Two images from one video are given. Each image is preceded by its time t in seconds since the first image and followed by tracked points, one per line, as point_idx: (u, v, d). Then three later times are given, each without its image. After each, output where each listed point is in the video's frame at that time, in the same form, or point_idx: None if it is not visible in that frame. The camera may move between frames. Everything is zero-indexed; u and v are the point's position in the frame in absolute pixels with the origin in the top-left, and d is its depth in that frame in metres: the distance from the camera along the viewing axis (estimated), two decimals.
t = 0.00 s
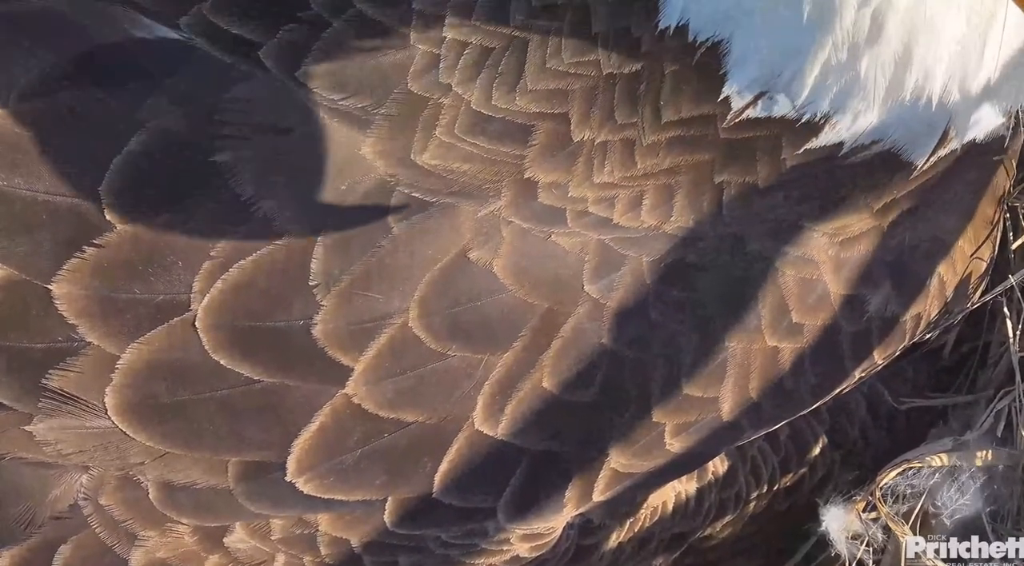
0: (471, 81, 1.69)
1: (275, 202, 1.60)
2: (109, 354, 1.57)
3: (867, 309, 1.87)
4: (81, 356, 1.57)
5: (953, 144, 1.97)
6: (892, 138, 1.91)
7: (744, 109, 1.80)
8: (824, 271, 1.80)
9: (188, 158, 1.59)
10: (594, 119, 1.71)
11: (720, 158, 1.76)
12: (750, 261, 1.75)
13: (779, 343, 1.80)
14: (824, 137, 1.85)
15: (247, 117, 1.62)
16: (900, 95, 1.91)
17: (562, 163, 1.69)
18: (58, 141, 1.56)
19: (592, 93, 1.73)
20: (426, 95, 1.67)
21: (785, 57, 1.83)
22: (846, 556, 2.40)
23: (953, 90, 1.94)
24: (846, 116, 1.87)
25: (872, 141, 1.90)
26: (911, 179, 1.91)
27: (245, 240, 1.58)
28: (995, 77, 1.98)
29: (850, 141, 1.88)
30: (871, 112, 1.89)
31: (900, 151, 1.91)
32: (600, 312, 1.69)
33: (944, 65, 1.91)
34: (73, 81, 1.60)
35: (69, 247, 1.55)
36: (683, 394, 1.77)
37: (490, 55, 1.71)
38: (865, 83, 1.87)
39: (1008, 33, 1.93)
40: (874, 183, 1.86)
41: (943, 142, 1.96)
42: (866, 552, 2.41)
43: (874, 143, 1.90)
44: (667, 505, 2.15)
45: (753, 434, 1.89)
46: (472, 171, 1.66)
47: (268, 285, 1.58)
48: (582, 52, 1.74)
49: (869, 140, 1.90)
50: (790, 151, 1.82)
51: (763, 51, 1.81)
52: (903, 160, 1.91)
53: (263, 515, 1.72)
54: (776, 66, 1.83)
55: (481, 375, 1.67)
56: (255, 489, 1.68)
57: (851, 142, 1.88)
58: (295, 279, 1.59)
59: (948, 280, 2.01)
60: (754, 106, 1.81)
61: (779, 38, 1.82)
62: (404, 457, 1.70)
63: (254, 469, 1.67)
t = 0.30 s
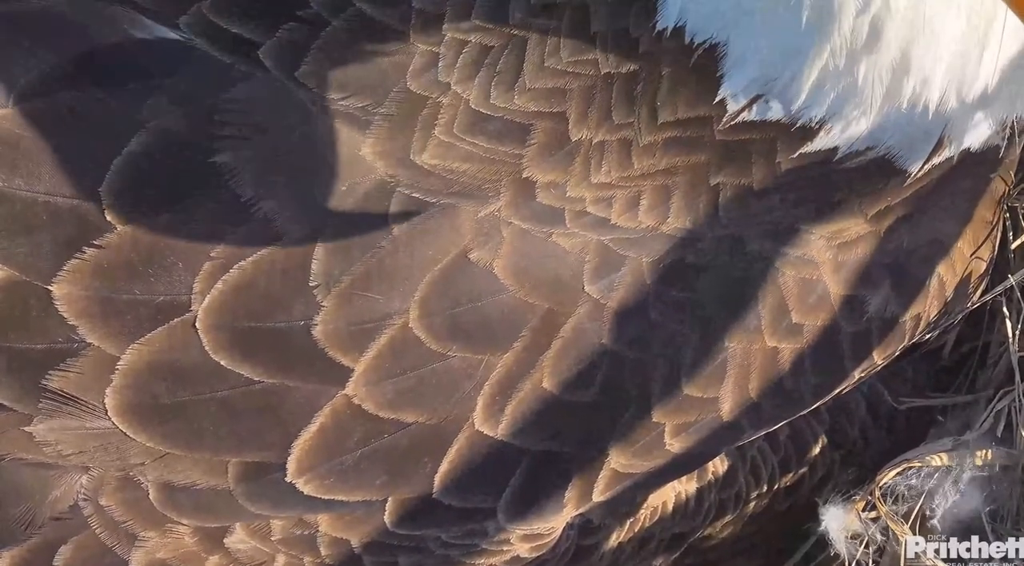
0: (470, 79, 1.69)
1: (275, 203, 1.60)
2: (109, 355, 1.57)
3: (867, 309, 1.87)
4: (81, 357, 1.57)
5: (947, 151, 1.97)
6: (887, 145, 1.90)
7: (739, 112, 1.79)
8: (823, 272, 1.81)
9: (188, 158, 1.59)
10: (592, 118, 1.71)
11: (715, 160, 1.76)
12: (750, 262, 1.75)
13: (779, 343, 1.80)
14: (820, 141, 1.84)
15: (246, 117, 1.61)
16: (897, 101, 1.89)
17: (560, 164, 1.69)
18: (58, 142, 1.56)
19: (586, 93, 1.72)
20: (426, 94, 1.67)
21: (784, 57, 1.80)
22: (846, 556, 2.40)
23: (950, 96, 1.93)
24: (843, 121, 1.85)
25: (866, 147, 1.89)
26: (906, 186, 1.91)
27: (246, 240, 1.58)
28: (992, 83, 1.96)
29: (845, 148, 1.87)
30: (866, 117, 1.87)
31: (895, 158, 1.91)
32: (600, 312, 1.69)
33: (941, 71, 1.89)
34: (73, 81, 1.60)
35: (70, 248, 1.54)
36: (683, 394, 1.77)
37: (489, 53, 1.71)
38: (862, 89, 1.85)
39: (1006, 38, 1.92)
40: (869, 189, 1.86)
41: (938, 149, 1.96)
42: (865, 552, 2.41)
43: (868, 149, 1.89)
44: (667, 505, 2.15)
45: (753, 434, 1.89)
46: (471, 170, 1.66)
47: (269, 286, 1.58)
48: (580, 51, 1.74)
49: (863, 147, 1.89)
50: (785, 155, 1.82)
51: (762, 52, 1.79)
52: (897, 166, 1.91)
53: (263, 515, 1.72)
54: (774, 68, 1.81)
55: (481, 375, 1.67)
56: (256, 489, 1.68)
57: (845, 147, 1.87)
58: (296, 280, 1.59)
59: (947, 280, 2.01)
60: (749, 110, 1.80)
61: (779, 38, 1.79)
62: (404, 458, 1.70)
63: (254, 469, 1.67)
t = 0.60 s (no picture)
0: (470, 78, 1.69)
1: (276, 203, 1.60)
2: (110, 356, 1.57)
3: (867, 309, 1.87)
4: (81, 358, 1.57)
5: (943, 155, 1.95)
6: (885, 147, 1.88)
7: (738, 112, 1.79)
8: (823, 272, 1.81)
9: (188, 158, 1.59)
10: (591, 117, 1.71)
11: (713, 160, 1.76)
12: (750, 262, 1.75)
13: (780, 344, 1.80)
14: (818, 143, 1.83)
15: (246, 118, 1.61)
16: (896, 102, 1.87)
17: (559, 163, 1.68)
18: (57, 142, 1.56)
19: (585, 93, 1.72)
20: (426, 92, 1.67)
21: (784, 57, 1.79)
22: (846, 555, 2.40)
23: (951, 97, 1.91)
24: (841, 123, 1.84)
25: (864, 148, 1.87)
26: (903, 189, 1.90)
27: (246, 241, 1.58)
28: (993, 84, 1.94)
29: (842, 150, 1.86)
30: (865, 119, 1.85)
31: (892, 160, 1.89)
32: (601, 312, 1.69)
33: (942, 72, 1.87)
34: (73, 82, 1.59)
35: (70, 249, 1.54)
36: (683, 394, 1.77)
37: (489, 52, 1.71)
38: (862, 90, 1.83)
39: (1005, 40, 1.90)
40: (869, 190, 1.86)
41: (935, 153, 1.94)
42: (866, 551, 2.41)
43: (866, 151, 1.88)
44: (667, 505, 2.15)
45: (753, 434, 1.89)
46: (471, 169, 1.66)
47: (269, 287, 1.58)
48: (579, 50, 1.73)
49: (861, 148, 1.87)
50: (783, 156, 1.81)
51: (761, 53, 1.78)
52: (895, 168, 1.89)
53: (264, 516, 1.72)
54: (773, 69, 1.79)
55: (482, 376, 1.68)
56: (257, 489, 1.68)
57: (843, 149, 1.86)
58: (297, 281, 1.59)
59: (947, 280, 2.01)
60: (748, 110, 1.79)
61: (779, 38, 1.78)
62: (405, 458, 1.70)
63: (255, 470, 1.67)
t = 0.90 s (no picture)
0: (471, 77, 1.68)
1: (277, 204, 1.60)
2: (110, 357, 1.57)
3: (867, 310, 1.87)
4: (82, 359, 1.57)
5: (941, 158, 1.94)
6: (883, 150, 1.88)
7: (736, 113, 1.78)
8: (824, 272, 1.81)
9: (188, 159, 1.58)
10: (591, 117, 1.71)
11: (712, 161, 1.76)
12: (750, 262, 1.75)
13: (780, 344, 1.80)
14: (815, 145, 1.83)
15: (246, 118, 1.61)
16: (895, 105, 1.86)
17: (559, 163, 1.68)
18: (57, 143, 1.56)
19: (585, 92, 1.72)
20: (426, 91, 1.67)
21: (784, 58, 1.78)
22: (846, 555, 2.41)
23: (951, 100, 1.90)
24: (839, 125, 1.83)
25: (862, 151, 1.86)
26: (900, 193, 1.89)
27: (246, 241, 1.58)
28: (994, 87, 1.93)
29: (840, 153, 1.85)
30: (863, 122, 1.85)
31: (889, 164, 1.88)
32: (601, 312, 1.69)
33: (942, 76, 1.86)
34: (72, 81, 1.59)
35: (70, 249, 1.54)
36: (683, 394, 1.77)
37: (489, 51, 1.71)
38: (861, 94, 1.82)
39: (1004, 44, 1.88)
40: (869, 190, 1.86)
41: (932, 156, 1.93)
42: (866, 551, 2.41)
43: (864, 153, 1.87)
44: (667, 505, 2.15)
45: (754, 434, 1.89)
46: (471, 169, 1.66)
47: (270, 288, 1.58)
48: (579, 49, 1.73)
49: (859, 150, 1.86)
50: (780, 157, 1.80)
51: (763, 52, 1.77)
52: (891, 172, 1.89)
53: (264, 517, 1.72)
54: (773, 70, 1.78)
55: (482, 376, 1.68)
56: (257, 490, 1.68)
57: (841, 151, 1.85)
58: (297, 282, 1.59)
59: (947, 281, 2.00)
60: (747, 111, 1.79)
61: (779, 39, 1.77)
62: (405, 459, 1.70)
63: (255, 470, 1.67)
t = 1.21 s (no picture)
0: (472, 77, 1.68)
1: (277, 203, 1.60)
2: (110, 356, 1.57)
3: (868, 311, 1.87)
4: (82, 358, 1.57)
5: (938, 165, 1.94)
6: (881, 155, 1.87)
7: (735, 116, 1.78)
8: (824, 273, 1.81)
9: (188, 159, 1.59)
10: (591, 117, 1.71)
11: (711, 163, 1.76)
12: (750, 262, 1.75)
13: (780, 344, 1.80)
14: (813, 149, 1.83)
15: (246, 119, 1.61)
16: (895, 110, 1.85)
17: (558, 164, 1.68)
18: (57, 143, 1.56)
19: (586, 93, 1.71)
20: (426, 91, 1.67)
21: (784, 58, 1.77)
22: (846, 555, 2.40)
23: (953, 104, 1.88)
24: (838, 130, 1.83)
25: (860, 156, 1.86)
26: (898, 199, 1.89)
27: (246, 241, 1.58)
28: (998, 91, 1.90)
29: (838, 157, 1.85)
30: (863, 127, 1.84)
31: (887, 170, 1.88)
32: (601, 312, 1.69)
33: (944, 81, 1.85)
34: (72, 81, 1.59)
35: (70, 249, 1.55)
36: (683, 394, 1.77)
37: (490, 51, 1.70)
38: (862, 100, 1.81)
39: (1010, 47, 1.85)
40: (868, 191, 1.86)
41: (929, 164, 1.92)
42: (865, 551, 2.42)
43: (862, 158, 1.86)
44: (667, 505, 2.15)
45: (754, 434, 1.88)
46: (471, 168, 1.66)
47: (270, 289, 1.58)
48: (579, 50, 1.73)
49: (858, 155, 1.86)
50: (779, 161, 1.81)
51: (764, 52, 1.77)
52: (889, 178, 1.88)
53: (264, 516, 1.72)
54: (773, 74, 1.78)
55: (483, 376, 1.68)
56: (257, 490, 1.68)
57: (839, 155, 1.85)
58: (297, 282, 1.59)
59: (947, 281, 2.01)
60: (746, 114, 1.79)
61: (779, 39, 1.76)
62: (406, 458, 1.70)
63: (255, 470, 1.67)
